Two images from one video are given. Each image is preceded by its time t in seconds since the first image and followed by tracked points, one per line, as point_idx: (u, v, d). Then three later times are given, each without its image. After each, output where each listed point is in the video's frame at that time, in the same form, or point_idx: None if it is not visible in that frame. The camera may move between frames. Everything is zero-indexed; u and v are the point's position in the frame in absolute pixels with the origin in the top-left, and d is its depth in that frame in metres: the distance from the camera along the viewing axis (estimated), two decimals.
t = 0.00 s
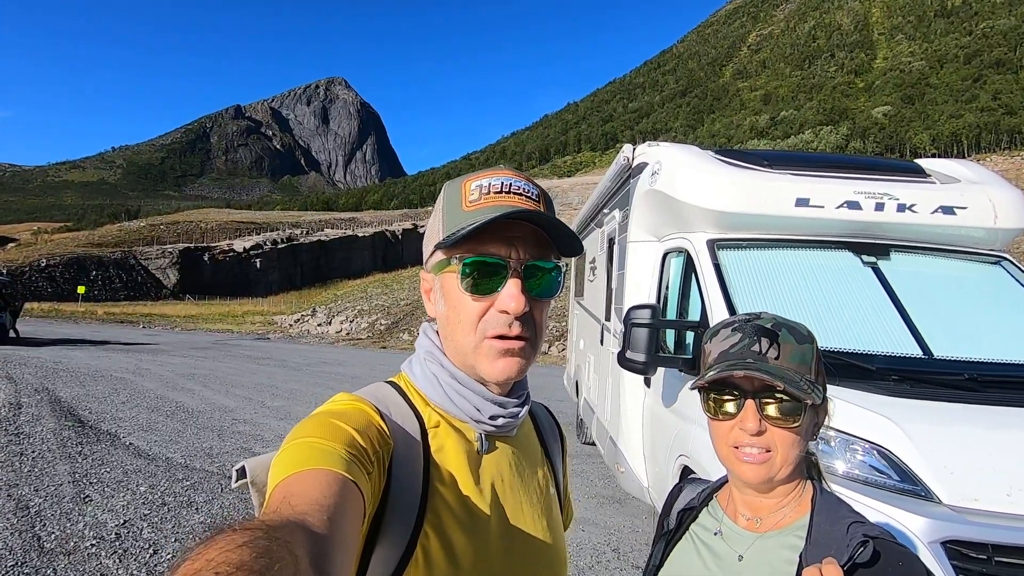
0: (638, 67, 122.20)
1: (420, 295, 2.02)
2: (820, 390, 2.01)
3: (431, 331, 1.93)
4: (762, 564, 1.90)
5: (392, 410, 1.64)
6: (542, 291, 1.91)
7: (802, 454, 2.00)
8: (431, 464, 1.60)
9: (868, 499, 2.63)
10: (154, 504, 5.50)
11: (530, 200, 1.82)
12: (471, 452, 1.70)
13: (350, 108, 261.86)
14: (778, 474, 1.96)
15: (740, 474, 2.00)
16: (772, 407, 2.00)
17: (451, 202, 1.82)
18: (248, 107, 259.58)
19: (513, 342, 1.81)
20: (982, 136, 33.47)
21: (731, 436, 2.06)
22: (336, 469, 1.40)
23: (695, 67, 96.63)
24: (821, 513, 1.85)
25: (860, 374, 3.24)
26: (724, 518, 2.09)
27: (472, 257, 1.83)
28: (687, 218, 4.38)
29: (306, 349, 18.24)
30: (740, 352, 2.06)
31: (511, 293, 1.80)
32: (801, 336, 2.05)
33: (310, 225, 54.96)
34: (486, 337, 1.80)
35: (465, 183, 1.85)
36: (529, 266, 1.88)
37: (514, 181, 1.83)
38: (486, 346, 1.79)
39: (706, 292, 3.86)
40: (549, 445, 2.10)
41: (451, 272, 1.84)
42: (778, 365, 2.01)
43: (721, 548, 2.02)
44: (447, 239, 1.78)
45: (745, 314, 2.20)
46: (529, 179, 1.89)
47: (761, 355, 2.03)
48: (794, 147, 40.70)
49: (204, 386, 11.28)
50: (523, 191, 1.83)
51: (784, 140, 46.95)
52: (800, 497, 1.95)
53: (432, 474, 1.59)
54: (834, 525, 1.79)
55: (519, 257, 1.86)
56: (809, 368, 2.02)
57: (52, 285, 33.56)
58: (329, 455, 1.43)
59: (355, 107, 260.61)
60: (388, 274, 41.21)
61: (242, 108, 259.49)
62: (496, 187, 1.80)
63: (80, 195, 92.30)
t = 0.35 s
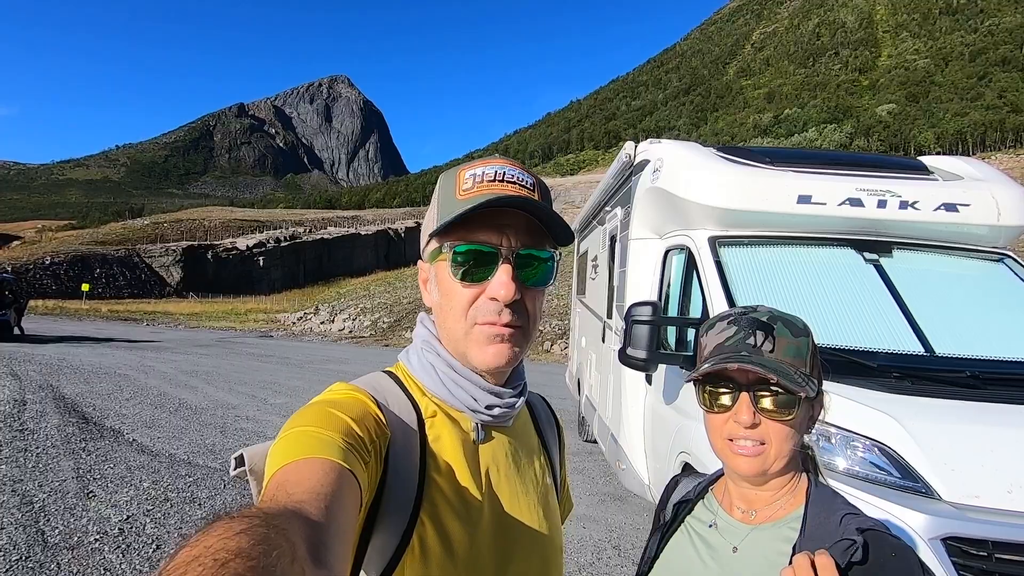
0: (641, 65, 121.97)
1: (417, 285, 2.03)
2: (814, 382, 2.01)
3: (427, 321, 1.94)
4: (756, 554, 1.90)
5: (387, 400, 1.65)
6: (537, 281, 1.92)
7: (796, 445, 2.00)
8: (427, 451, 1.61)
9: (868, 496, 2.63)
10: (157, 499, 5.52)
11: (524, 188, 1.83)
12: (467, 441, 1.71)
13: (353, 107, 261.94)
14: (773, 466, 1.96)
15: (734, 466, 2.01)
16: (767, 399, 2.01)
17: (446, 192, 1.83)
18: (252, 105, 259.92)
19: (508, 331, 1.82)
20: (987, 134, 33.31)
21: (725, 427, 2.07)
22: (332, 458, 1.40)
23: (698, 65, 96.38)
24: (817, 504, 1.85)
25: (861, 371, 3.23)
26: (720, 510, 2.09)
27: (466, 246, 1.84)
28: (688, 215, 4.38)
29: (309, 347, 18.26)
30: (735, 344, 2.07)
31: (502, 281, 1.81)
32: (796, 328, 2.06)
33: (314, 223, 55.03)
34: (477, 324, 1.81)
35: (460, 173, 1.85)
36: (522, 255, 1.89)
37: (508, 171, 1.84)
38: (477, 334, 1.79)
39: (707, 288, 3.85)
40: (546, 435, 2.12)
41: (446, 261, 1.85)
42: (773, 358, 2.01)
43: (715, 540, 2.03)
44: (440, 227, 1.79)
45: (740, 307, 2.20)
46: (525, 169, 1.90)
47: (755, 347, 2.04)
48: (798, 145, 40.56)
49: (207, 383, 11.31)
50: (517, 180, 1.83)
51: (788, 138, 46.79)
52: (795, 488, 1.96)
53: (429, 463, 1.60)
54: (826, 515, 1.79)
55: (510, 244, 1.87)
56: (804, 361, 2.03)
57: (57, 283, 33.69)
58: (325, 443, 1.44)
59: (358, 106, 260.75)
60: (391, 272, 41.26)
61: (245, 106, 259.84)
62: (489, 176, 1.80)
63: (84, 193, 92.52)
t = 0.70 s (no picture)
0: (643, 70, 122.21)
1: (421, 288, 2.04)
2: (816, 383, 2.01)
3: (432, 324, 1.95)
4: (758, 555, 1.89)
5: (392, 403, 1.65)
6: (542, 284, 1.93)
7: (799, 447, 1.99)
8: (431, 454, 1.61)
9: (875, 499, 2.61)
10: (160, 505, 5.53)
11: (527, 193, 1.83)
12: (471, 444, 1.71)
13: (356, 113, 262.80)
14: (773, 468, 1.96)
15: (735, 468, 2.01)
16: (768, 401, 2.01)
17: (450, 196, 1.84)
18: (255, 112, 261.14)
19: (512, 332, 1.82)
20: (990, 137, 33.27)
21: (726, 428, 2.07)
22: (336, 462, 1.40)
23: (700, 70, 96.57)
24: (817, 506, 1.85)
25: (865, 375, 3.22)
26: (721, 512, 2.09)
27: (469, 249, 1.85)
28: (691, 219, 4.38)
29: (312, 352, 18.28)
30: (736, 345, 2.07)
31: (505, 284, 1.82)
32: (798, 331, 2.05)
33: (316, 229, 55.15)
34: (481, 327, 1.81)
35: (464, 176, 1.86)
36: (526, 258, 1.89)
37: (512, 174, 1.84)
38: (481, 338, 1.80)
39: (710, 292, 3.85)
40: (550, 438, 2.11)
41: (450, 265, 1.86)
42: (774, 360, 2.01)
43: (716, 541, 2.03)
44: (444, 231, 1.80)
45: (743, 308, 2.20)
46: (529, 173, 1.90)
47: (756, 349, 2.04)
48: (800, 148, 40.58)
49: (210, 389, 11.32)
50: (520, 184, 1.84)
51: (790, 142, 46.83)
52: (797, 488, 1.95)
53: (433, 465, 1.60)
54: (826, 515, 1.79)
55: (513, 248, 1.87)
56: (804, 362, 2.03)
57: (62, 289, 33.85)
58: (330, 447, 1.44)
59: (361, 112, 261.69)
60: (394, 278, 41.32)
61: (249, 113, 260.98)
62: (493, 181, 1.81)
63: (88, 200, 92.88)
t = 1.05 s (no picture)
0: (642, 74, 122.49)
1: (424, 295, 2.04)
2: (814, 384, 2.01)
3: (434, 329, 1.95)
4: (757, 557, 1.89)
5: (394, 407, 1.65)
6: (545, 289, 1.94)
7: (796, 449, 2.00)
8: (433, 458, 1.61)
9: (875, 500, 2.62)
10: (161, 511, 5.52)
11: (530, 197, 1.84)
12: (474, 450, 1.71)
13: (356, 118, 263.26)
14: (772, 469, 1.96)
15: (733, 470, 2.01)
16: (766, 402, 2.00)
17: (454, 201, 1.85)
18: (255, 118, 261.73)
19: (516, 336, 1.83)
20: (989, 139, 33.30)
21: (725, 430, 2.07)
22: (337, 466, 1.41)
23: (699, 74, 96.81)
24: (815, 507, 1.85)
25: (865, 377, 3.22)
26: (719, 514, 2.09)
27: (474, 254, 1.85)
28: (690, 222, 4.39)
29: (313, 357, 18.27)
30: (733, 348, 2.08)
31: (512, 287, 1.82)
32: (794, 333, 2.06)
33: (317, 234, 55.18)
34: (488, 332, 1.82)
35: (468, 181, 1.87)
36: (530, 263, 1.90)
37: (515, 179, 1.86)
38: (486, 342, 1.80)
39: (710, 295, 3.85)
40: (554, 442, 2.12)
41: (454, 269, 1.86)
42: (771, 360, 2.02)
43: (715, 543, 2.02)
44: (448, 236, 1.81)
45: (741, 311, 2.21)
46: (531, 178, 1.92)
47: (754, 350, 2.05)
48: (800, 151, 40.66)
49: (211, 395, 11.33)
50: (524, 188, 1.85)
51: (789, 145, 46.94)
52: (795, 491, 1.95)
53: (436, 470, 1.61)
54: (825, 517, 1.79)
55: (519, 252, 1.88)
56: (802, 363, 2.04)
57: (63, 296, 33.92)
58: (332, 451, 1.45)
59: (361, 117, 262.22)
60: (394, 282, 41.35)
61: (249, 119, 261.55)
62: (498, 186, 1.82)
63: (89, 206, 93.07)
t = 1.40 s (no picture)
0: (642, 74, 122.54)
1: (424, 299, 2.06)
2: (805, 385, 2.03)
3: (434, 332, 1.96)
4: (749, 560, 1.89)
5: (393, 411, 1.66)
6: (546, 292, 1.95)
7: (788, 451, 2.01)
8: (432, 464, 1.62)
9: (871, 502, 2.63)
10: (160, 511, 5.53)
11: (531, 200, 1.85)
12: (473, 453, 1.72)
13: (356, 117, 263.24)
14: (765, 470, 1.96)
15: (726, 471, 2.02)
16: (756, 404, 2.02)
17: (456, 203, 1.86)
18: (255, 117, 261.79)
19: (518, 338, 1.83)
20: (989, 140, 33.30)
21: (718, 431, 2.07)
22: (337, 472, 1.42)
23: (699, 74, 96.83)
24: (809, 510, 1.86)
25: (863, 379, 3.23)
26: (713, 518, 2.10)
27: (478, 257, 1.85)
28: (690, 223, 4.39)
29: (312, 357, 18.27)
30: (726, 349, 2.08)
31: (517, 289, 1.84)
32: (785, 334, 2.07)
33: (317, 233, 55.18)
34: (491, 334, 1.82)
35: (469, 185, 1.88)
36: (532, 265, 1.91)
37: (517, 183, 1.86)
38: (489, 345, 1.81)
39: (709, 297, 3.86)
40: (552, 445, 2.13)
41: (455, 271, 1.87)
42: (763, 361, 2.03)
43: (707, 547, 2.03)
44: (450, 238, 1.81)
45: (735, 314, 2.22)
46: (532, 181, 1.93)
47: (745, 351, 2.06)
48: (800, 151, 40.69)
49: (211, 394, 11.33)
50: (526, 191, 1.86)
51: (790, 145, 47.00)
52: (788, 495, 1.96)
53: (434, 474, 1.61)
54: (817, 521, 1.80)
55: (523, 254, 1.89)
56: (794, 365, 2.05)
57: (63, 295, 33.89)
58: (331, 456, 1.46)
59: (361, 116, 262.24)
60: (394, 282, 41.37)
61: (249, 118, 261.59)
62: (501, 189, 1.83)
63: (89, 206, 93.06)
